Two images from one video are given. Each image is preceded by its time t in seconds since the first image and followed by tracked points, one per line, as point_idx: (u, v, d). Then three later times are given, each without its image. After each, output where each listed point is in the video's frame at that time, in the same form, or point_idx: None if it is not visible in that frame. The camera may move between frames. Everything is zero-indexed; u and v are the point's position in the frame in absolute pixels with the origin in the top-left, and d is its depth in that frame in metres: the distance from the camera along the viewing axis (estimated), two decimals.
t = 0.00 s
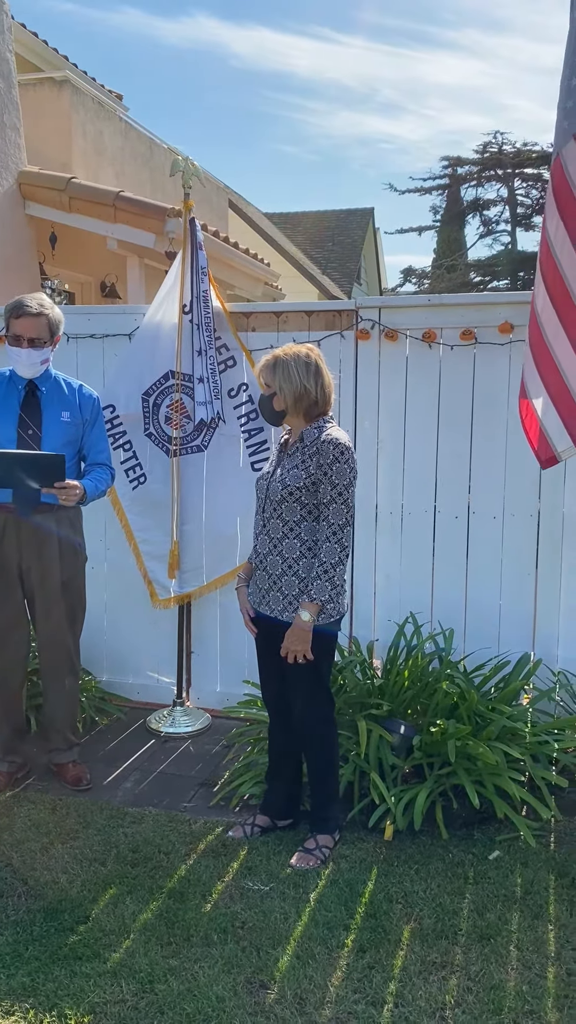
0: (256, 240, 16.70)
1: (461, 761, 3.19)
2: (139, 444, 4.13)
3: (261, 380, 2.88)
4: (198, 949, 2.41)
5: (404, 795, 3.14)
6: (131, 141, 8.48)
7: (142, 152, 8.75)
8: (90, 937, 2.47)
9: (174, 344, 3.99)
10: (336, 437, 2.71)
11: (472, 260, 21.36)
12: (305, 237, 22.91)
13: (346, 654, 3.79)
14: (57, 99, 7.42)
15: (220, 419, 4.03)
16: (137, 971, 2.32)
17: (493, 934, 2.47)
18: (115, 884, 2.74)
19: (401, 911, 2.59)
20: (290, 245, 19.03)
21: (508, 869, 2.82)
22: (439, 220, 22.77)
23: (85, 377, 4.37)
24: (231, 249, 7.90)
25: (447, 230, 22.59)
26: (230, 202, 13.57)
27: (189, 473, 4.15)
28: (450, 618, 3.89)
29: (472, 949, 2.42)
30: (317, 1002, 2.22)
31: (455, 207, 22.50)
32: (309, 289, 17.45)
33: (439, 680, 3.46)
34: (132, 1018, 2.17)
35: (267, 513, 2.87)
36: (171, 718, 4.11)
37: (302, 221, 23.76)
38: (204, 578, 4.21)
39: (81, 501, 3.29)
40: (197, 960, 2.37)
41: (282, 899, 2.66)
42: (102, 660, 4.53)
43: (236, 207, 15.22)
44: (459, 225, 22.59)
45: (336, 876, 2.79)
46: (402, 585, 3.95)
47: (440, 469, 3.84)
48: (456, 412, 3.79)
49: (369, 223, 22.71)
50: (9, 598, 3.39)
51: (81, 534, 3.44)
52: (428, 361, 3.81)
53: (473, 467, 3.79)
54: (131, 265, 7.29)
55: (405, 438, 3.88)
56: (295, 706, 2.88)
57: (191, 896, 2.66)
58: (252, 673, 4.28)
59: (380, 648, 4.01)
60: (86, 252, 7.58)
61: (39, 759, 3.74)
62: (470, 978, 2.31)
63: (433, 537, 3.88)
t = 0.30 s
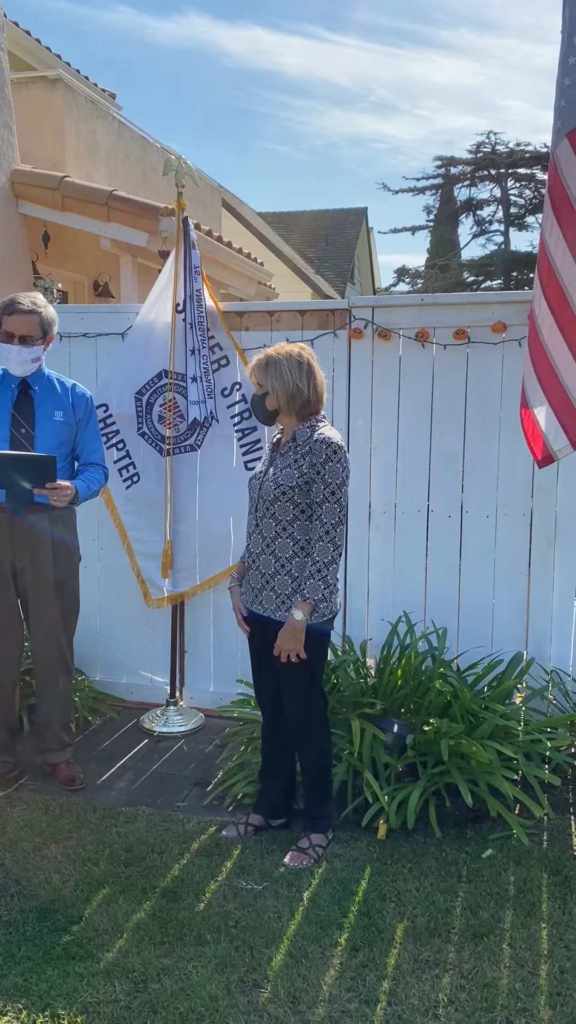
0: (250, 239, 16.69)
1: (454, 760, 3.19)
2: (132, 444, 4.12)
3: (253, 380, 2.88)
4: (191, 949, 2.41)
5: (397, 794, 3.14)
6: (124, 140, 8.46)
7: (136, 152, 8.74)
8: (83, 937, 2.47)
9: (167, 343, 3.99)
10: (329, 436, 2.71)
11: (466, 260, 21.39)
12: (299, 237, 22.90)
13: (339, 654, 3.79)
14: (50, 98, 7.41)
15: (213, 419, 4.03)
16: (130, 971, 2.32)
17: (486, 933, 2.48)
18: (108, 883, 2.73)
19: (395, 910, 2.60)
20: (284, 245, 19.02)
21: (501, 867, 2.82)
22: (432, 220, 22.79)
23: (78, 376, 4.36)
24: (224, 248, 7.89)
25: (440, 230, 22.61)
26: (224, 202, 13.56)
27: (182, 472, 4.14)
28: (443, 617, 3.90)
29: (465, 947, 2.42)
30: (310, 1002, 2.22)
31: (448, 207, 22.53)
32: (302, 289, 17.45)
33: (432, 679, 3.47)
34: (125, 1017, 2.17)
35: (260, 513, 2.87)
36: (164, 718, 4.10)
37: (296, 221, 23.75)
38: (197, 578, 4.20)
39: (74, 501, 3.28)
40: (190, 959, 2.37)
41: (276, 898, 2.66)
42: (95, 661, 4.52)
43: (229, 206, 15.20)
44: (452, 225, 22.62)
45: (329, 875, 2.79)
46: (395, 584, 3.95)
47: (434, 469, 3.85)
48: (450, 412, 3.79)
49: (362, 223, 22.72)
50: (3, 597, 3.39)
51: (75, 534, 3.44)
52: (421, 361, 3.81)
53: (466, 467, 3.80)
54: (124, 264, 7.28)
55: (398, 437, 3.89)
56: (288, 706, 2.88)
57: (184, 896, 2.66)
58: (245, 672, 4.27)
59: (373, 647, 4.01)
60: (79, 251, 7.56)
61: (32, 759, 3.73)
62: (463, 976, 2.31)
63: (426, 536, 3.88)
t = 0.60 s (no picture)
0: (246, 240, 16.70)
1: (452, 760, 3.20)
2: (131, 445, 4.13)
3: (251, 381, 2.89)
4: (191, 949, 2.42)
5: (396, 794, 3.15)
6: (121, 141, 8.46)
7: (133, 152, 8.74)
8: (83, 937, 2.48)
9: (166, 344, 4.00)
10: (327, 437, 2.72)
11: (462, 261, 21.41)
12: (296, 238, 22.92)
13: (338, 654, 3.80)
14: (47, 98, 7.41)
15: (212, 419, 4.04)
16: (130, 971, 2.33)
17: (484, 932, 2.49)
18: (108, 884, 2.74)
19: (394, 910, 2.61)
20: (281, 245, 19.03)
21: (500, 867, 2.83)
22: (429, 220, 22.82)
23: (77, 378, 4.36)
24: (222, 249, 7.89)
25: (436, 231, 22.64)
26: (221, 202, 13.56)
27: (180, 473, 4.15)
28: (441, 617, 3.91)
29: (464, 947, 2.44)
30: (309, 1002, 2.23)
31: (445, 207, 22.56)
32: (299, 290, 17.46)
33: (430, 679, 3.48)
34: (125, 1018, 2.17)
35: (258, 514, 2.88)
36: (163, 718, 4.11)
37: (293, 222, 23.77)
38: (196, 579, 4.21)
39: (71, 502, 3.29)
40: (190, 960, 2.37)
41: (275, 898, 2.67)
42: (94, 661, 4.52)
43: (226, 207, 15.21)
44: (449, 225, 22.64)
45: (328, 875, 2.80)
46: (393, 585, 3.96)
47: (432, 469, 3.86)
48: (448, 412, 3.80)
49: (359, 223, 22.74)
50: (2, 598, 3.39)
51: (74, 535, 3.44)
52: (419, 362, 3.82)
53: (463, 468, 3.81)
54: (121, 265, 7.28)
55: (396, 438, 3.90)
56: (286, 706, 2.89)
57: (184, 896, 2.67)
58: (244, 673, 4.28)
59: (372, 648, 4.02)
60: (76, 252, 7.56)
61: (31, 760, 3.73)
62: (462, 976, 2.32)
63: (424, 537, 3.90)
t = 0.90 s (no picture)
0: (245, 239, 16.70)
1: (454, 759, 3.20)
2: (131, 443, 4.12)
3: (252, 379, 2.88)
4: (193, 947, 2.42)
5: (398, 792, 3.15)
6: (121, 140, 8.45)
7: (133, 152, 8.74)
8: (85, 936, 2.47)
9: (167, 342, 4.00)
10: (329, 435, 2.72)
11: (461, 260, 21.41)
12: (295, 237, 22.91)
13: (339, 653, 3.80)
14: (47, 97, 7.40)
15: (212, 418, 4.03)
16: (133, 969, 2.32)
17: (487, 930, 2.49)
18: (110, 882, 2.74)
19: (396, 908, 2.60)
20: (280, 245, 19.02)
21: (502, 865, 2.83)
22: (428, 220, 22.81)
23: (77, 376, 4.35)
24: (221, 248, 7.88)
25: (435, 230, 22.63)
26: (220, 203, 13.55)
27: (181, 471, 4.15)
28: (442, 616, 3.91)
29: (466, 945, 2.43)
30: (312, 1000, 2.22)
31: (443, 207, 22.56)
32: (298, 289, 17.45)
33: (431, 678, 3.47)
34: (128, 1016, 2.17)
35: (260, 512, 2.87)
36: (163, 718, 4.10)
37: (292, 221, 23.76)
38: (197, 578, 4.21)
39: (71, 501, 3.28)
40: (193, 958, 2.37)
41: (277, 896, 2.67)
42: (95, 661, 4.52)
43: (225, 206, 15.20)
44: (448, 225, 22.64)
45: (331, 874, 2.80)
46: (394, 584, 3.96)
47: (433, 468, 3.85)
48: (449, 411, 3.80)
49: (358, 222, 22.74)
50: (3, 597, 3.39)
51: (75, 533, 3.43)
52: (420, 360, 3.82)
53: (464, 466, 3.81)
54: (121, 264, 7.27)
55: (397, 437, 3.89)
56: (287, 705, 2.88)
57: (186, 895, 2.66)
58: (245, 672, 4.28)
59: (373, 647, 4.02)
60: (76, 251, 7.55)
61: (32, 758, 3.73)
62: (465, 973, 2.32)
63: (425, 535, 3.89)
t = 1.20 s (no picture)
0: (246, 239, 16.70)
1: (454, 760, 3.20)
2: (131, 443, 4.12)
3: (252, 380, 2.88)
4: (192, 948, 2.41)
5: (397, 793, 3.14)
6: (121, 140, 8.45)
7: (133, 152, 8.74)
8: (84, 937, 2.47)
9: (166, 343, 4.00)
10: (328, 436, 2.71)
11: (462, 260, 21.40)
12: (295, 237, 22.90)
13: (339, 654, 3.79)
14: (47, 97, 7.40)
15: (212, 418, 4.03)
16: (132, 971, 2.32)
17: (487, 931, 2.49)
18: (109, 884, 2.73)
19: (395, 909, 2.60)
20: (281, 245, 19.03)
21: (502, 866, 2.83)
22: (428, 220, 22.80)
23: (77, 376, 4.35)
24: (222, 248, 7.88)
25: (436, 230, 22.62)
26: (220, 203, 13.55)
27: (181, 472, 4.14)
28: (442, 616, 3.90)
29: (466, 946, 2.43)
30: (311, 1002, 2.22)
31: (444, 207, 22.55)
32: (299, 289, 17.44)
33: (431, 678, 3.47)
34: (127, 1018, 2.16)
35: (259, 513, 2.87)
36: (163, 719, 4.09)
37: (292, 221, 23.76)
38: (196, 578, 4.20)
39: (71, 502, 3.28)
40: (192, 959, 2.37)
41: (277, 897, 2.67)
42: (95, 661, 4.52)
43: (225, 206, 15.19)
44: (448, 225, 22.63)
45: (330, 875, 2.79)
46: (394, 584, 3.96)
47: (433, 468, 3.85)
48: (449, 412, 3.80)
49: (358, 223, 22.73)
50: (3, 597, 3.38)
51: (75, 533, 3.43)
52: (420, 361, 3.82)
53: (464, 467, 3.81)
54: (121, 264, 7.27)
55: (397, 437, 3.89)
56: (287, 706, 2.88)
57: (185, 896, 2.66)
58: (244, 673, 4.27)
59: (373, 648, 4.01)
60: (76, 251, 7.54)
61: (32, 759, 3.72)
62: (464, 975, 2.32)
63: (424, 536, 3.89)
